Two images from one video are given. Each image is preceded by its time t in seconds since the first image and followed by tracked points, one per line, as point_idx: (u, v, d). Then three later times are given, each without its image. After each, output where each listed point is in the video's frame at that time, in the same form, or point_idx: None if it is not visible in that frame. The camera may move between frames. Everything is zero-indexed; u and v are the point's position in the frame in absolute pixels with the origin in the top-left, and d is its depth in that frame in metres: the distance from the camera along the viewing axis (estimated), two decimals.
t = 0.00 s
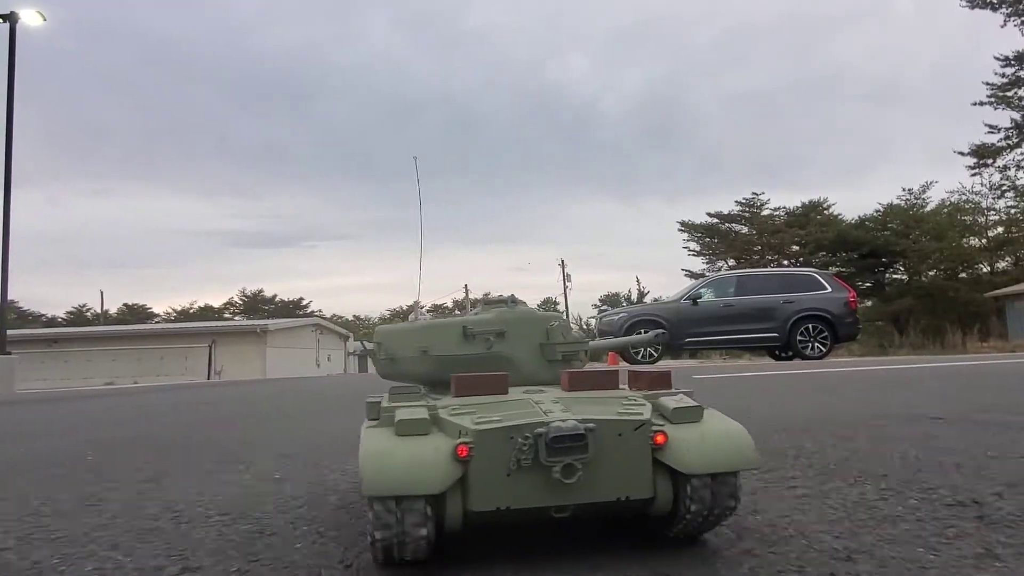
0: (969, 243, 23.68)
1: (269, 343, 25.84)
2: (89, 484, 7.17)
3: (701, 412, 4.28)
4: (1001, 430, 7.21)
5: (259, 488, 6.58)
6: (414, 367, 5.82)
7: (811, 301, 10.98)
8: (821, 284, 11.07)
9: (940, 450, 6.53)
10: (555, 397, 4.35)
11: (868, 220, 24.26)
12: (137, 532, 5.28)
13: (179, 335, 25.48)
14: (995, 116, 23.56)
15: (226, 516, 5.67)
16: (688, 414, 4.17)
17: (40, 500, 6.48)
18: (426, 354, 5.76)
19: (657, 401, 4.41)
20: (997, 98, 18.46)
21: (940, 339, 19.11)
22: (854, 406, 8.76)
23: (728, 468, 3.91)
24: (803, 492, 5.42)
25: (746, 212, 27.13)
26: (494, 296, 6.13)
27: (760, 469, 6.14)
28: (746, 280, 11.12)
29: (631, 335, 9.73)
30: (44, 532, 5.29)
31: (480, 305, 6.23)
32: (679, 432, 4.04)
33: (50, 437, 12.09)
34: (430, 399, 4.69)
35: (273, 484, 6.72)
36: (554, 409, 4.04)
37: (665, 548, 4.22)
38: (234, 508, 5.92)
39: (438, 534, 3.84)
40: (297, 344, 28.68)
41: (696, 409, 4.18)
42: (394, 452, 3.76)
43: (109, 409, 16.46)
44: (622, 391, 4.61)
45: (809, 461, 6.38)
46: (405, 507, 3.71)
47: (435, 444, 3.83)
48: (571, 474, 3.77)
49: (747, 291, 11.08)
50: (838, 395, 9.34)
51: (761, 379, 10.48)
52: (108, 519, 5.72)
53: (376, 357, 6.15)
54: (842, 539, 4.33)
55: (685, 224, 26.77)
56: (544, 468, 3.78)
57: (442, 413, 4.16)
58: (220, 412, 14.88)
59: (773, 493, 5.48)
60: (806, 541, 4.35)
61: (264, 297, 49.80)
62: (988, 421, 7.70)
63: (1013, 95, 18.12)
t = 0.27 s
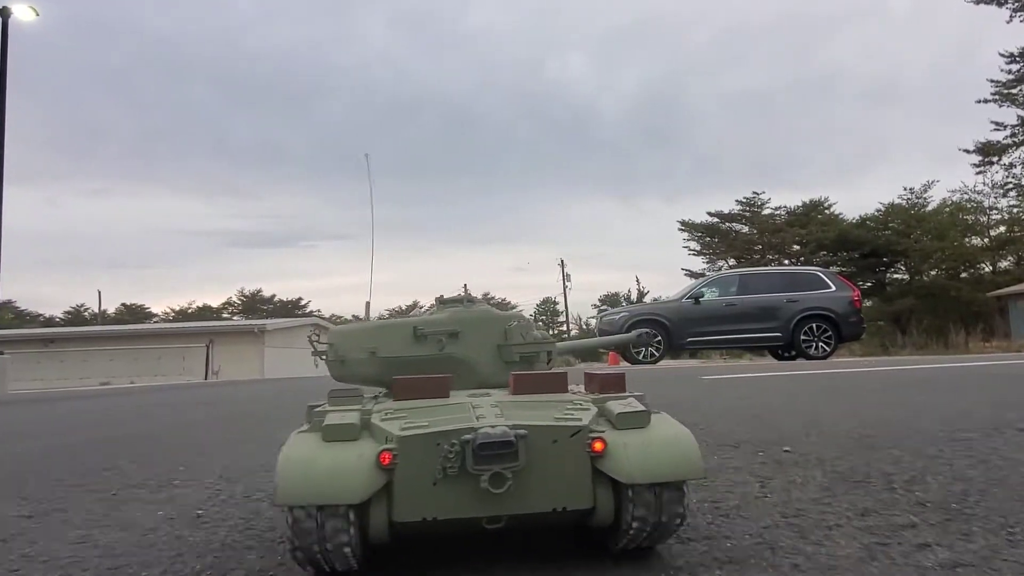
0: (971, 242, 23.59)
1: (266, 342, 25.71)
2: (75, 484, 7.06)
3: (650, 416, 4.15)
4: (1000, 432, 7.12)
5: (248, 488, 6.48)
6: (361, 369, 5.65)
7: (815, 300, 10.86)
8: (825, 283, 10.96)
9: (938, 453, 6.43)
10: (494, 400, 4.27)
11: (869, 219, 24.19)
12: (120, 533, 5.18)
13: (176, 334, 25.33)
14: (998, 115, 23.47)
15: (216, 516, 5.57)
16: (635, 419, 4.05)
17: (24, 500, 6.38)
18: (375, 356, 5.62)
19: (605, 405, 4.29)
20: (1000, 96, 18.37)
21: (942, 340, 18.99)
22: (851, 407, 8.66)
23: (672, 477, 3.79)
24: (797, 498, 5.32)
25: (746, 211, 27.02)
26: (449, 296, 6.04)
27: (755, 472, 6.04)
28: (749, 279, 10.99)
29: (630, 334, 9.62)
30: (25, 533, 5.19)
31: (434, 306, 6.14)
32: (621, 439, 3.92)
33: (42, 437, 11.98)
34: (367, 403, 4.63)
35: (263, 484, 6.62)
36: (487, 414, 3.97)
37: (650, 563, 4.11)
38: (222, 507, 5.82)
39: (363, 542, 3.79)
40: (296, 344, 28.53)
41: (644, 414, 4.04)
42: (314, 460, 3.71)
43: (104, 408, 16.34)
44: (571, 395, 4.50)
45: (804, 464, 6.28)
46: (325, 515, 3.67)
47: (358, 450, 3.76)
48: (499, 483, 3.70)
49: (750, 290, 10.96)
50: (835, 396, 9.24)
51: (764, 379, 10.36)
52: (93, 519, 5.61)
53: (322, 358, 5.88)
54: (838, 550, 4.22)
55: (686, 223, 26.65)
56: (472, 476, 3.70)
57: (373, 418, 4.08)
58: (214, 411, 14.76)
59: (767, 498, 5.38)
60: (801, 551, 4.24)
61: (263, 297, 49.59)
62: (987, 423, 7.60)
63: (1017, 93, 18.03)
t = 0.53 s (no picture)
0: (974, 241, 23.44)
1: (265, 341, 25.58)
2: (63, 484, 6.93)
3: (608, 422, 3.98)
4: (1005, 431, 6.98)
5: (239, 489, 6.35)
6: (323, 370, 5.53)
7: (820, 298, 10.72)
8: (830, 281, 10.82)
9: (943, 453, 6.29)
10: (446, 405, 4.16)
11: (871, 218, 24.08)
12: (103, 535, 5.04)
13: (174, 333, 25.18)
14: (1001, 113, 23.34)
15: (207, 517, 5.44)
16: (590, 426, 3.88)
17: (7, 501, 6.23)
18: (336, 356, 5.50)
19: (563, 410, 4.13)
20: (1005, 94, 18.22)
21: (945, 340, 18.84)
22: (852, 406, 8.52)
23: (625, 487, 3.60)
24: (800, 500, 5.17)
25: (748, 209, 26.87)
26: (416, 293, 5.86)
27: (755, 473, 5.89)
28: (752, 277, 10.85)
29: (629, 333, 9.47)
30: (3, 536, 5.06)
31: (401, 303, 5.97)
32: (574, 447, 3.75)
33: (33, 437, 11.84)
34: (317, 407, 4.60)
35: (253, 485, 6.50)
36: (433, 420, 3.85)
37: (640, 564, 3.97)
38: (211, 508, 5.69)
39: (300, 555, 3.67)
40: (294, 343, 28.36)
41: (602, 421, 3.89)
42: (248, 465, 3.61)
43: (98, 408, 16.21)
44: (532, 399, 4.37)
45: (802, 465, 6.14)
46: (259, 527, 3.54)
47: (295, 457, 3.68)
48: (439, 492, 3.56)
49: (753, 288, 10.83)
50: (836, 396, 9.10)
51: (766, 380, 10.17)
52: (78, 520, 5.47)
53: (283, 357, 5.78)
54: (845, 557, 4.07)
55: (687, 222, 26.51)
56: (411, 485, 3.58)
57: (316, 424, 4.01)
58: (208, 411, 14.62)
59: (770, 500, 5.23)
60: (807, 559, 4.08)
61: (263, 296, 49.41)
62: (991, 422, 7.46)
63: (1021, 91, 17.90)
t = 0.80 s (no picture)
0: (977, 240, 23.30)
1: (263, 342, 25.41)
2: (51, 486, 6.78)
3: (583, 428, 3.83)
4: (1014, 423, 6.84)
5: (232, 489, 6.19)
6: (296, 370, 5.40)
7: (825, 298, 10.60)
8: (835, 280, 10.70)
9: (950, 446, 6.15)
10: (416, 408, 4.06)
11: (873, 218, 23.97)
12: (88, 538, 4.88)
13: (172, 335, 25.02)
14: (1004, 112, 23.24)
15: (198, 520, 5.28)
16: (564, 431, 3.74)
17: None
18: (308, 357, 5.36)
19: (539, 414, 3.99)
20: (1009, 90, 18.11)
21: (949, 338, 18.68)
22: (857, 401, 8.36)
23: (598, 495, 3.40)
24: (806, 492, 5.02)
25: (749, 209, 26.73)
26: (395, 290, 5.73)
27: (758, 468, 5.74)
28: (755, 275, 10.73)
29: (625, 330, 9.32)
30: None
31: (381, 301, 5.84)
32: (545, 452, 3.60)
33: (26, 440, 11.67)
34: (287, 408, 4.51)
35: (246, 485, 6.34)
36: (398, 425, 3.73)
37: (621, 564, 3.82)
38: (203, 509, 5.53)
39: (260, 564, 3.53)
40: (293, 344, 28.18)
41: (575, 426, 3.76)
42: (205, 473, 3.50)
43: (94, 409, 16.05)
44: (507, 400, 4.25)
45: (804, 459, 5.99)
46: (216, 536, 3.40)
47: (254, 463, 3.57)
48: (402, 501, 3.43)
49: (757, 287, 10.71)
50: (841, 392, 8.95)
51: (772, 379, 9.99)
52: (65, 524, 5.31)
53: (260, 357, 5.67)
54: (857, 547, 3.92)
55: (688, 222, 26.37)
56: (373, 492, 3.45)
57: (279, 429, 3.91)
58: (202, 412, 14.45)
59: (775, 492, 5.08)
60: (815, 548, 3.93)
61: (262, 297, 49.21)
62: (999, 413, 7.31)
63: None
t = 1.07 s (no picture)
0: (980, 240, 23.13)
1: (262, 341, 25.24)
2: (39, 487, 6.61)
3: (562, 426, 3.66)
4: None
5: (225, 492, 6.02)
6: (276, 369, 5.28)
7: (831, 296, 10.46)
8: (841, 278, 10.57)
9: (960, 446, 5.98)
10: (392, 407, 3.92)
11: (875, 217, 23.87)
12: (70, 543, 4.71)
13: (170, 334, 24.86)
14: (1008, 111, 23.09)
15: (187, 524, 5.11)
16: (542, 429, 3.58)
17: None
18: (289, 354, 5.25)
19: (516, 412, 3.82)
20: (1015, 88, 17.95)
21: (953, 339, 18.50)
22: (863, 400, 8.19)
23: (575, 496, 3.22)
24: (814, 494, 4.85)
25: (752, 208, 26.57)
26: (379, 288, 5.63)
27: (762, 469, 5.57)
28: (760, 274, 10.60)
29: (624, 327, 9.17)
30: None
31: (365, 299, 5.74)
32: (520, 450, 3.42)
33: (19, 440, 11.49)
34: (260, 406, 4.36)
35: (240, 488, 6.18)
36: (370, 423, 3.56)
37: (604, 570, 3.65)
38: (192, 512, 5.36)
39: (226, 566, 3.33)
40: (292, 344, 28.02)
41: (553, 422, 3.58)
42: (169, 470, 3.32)
43: (90, 409, 15.88)
44: (486, 399, 4.11)
45: (810, 459, 5.83)
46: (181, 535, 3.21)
47: (221, 461, 3.40)
48: (372, 501, 3.25)
49: (763, 285, 10.57)
50: (846, 391, 8.78)
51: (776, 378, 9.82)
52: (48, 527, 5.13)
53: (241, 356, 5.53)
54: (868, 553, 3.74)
55: (690, 221, 26.21)
56: (342, 492, 3.27)
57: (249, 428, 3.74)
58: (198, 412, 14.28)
59: (782, 493, 4.91)
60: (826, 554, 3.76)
61: (262, 297, 49.09)
62: (1009, 413, 7.14)
63: None
